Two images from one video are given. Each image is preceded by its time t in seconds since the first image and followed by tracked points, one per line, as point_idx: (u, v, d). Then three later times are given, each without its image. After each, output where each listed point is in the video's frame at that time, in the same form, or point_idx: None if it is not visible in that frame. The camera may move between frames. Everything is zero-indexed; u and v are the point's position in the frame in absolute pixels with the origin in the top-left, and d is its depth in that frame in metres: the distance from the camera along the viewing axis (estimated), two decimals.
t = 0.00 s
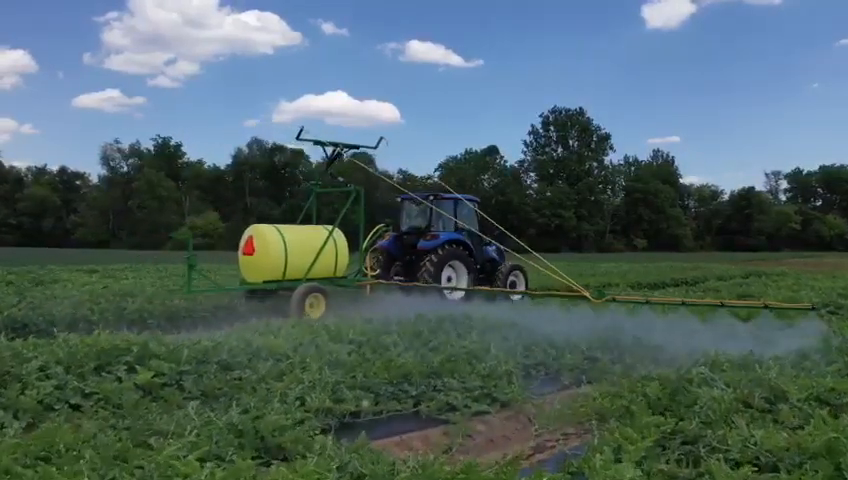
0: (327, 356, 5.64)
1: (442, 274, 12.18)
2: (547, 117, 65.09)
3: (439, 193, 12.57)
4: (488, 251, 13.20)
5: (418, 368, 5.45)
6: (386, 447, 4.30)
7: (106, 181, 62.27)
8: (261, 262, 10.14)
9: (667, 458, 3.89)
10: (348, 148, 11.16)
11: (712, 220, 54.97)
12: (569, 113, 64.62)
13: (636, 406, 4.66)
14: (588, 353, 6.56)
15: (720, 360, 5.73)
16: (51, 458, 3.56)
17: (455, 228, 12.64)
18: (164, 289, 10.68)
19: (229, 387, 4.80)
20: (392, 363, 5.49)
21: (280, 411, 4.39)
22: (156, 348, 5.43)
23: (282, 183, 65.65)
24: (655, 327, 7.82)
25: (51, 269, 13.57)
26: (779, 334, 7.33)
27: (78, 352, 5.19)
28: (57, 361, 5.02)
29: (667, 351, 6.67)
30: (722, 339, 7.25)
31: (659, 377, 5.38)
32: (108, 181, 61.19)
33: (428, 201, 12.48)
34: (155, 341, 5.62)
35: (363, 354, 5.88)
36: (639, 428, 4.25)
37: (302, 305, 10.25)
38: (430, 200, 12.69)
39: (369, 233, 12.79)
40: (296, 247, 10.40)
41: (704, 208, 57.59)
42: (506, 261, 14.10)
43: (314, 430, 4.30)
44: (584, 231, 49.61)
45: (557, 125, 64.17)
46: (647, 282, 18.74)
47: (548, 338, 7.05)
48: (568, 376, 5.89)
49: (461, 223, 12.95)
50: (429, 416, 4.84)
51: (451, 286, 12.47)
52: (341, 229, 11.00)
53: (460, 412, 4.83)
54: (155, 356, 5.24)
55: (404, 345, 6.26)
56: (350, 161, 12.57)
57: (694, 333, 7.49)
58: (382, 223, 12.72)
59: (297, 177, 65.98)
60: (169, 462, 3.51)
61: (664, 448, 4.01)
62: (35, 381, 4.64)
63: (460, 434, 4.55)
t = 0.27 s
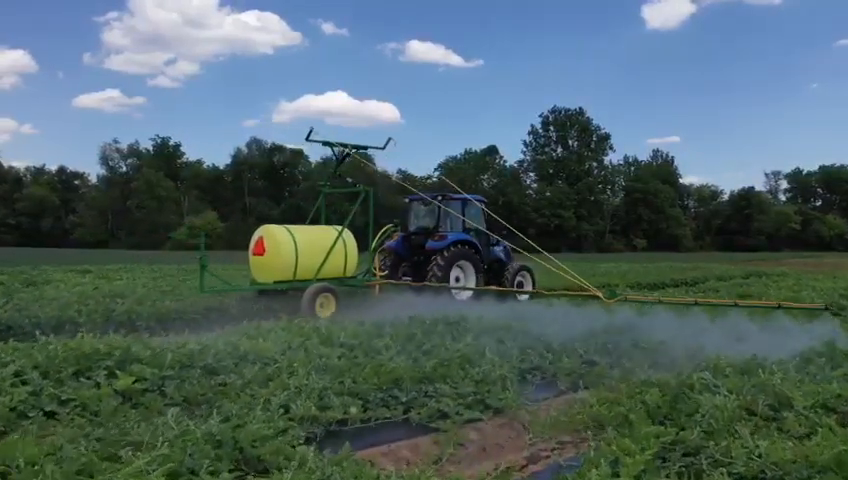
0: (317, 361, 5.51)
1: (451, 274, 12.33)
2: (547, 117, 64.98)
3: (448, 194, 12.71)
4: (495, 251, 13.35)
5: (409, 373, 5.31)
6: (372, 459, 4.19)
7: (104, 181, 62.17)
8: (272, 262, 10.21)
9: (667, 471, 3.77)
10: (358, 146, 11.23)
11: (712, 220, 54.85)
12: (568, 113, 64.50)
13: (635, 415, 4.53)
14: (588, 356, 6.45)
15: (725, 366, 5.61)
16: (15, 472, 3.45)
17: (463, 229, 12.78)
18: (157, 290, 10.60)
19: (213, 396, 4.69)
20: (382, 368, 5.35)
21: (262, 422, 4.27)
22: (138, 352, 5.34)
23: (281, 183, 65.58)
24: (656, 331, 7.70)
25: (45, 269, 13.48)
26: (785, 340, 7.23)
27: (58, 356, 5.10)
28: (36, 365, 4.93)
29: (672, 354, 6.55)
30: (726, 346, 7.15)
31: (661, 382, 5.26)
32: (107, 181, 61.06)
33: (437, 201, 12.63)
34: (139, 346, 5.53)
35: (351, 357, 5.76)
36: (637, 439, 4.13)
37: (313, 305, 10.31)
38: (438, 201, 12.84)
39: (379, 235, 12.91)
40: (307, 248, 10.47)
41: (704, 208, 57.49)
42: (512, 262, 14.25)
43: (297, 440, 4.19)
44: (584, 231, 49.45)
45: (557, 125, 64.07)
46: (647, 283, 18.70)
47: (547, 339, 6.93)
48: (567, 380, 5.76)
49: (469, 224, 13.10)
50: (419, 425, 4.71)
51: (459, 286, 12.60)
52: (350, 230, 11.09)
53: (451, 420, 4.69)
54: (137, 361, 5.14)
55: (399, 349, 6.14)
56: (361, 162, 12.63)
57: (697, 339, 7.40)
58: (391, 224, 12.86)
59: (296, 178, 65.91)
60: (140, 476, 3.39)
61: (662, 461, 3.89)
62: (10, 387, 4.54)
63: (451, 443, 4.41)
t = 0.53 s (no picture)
0: (303, 366, 5.39)
1: (455, 273, 12.35)
2: (543, 117, 64.94)
3: (452, 195, 12.73)
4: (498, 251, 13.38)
5: (396, 378, 5.20)
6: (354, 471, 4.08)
7: (98, 180, 61.91)
8: (280, 262, 10.39)
9: None
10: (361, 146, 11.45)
11: (707, 220, 54.82)
12: (564, 113, 64.45)
13: (630, 424, 4.42)
14: (582, 360, 6.33)
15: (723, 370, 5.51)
16: None
17: (467, 229, 12.81)
18: (145, 290, 10.48)
19: (191, 404, 4.59)
20: (368, 374, 5.24)
21: (240, 432, 4.15)
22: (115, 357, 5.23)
23: (276, 183, 65.43)
24: (653, 332, 7.60)
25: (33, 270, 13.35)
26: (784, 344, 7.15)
27: (32, 360, 5.00)
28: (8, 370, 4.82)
29: (668, 357, 6.45)
30: (724, 349, 7.06)
31: (657, 388, 5.14)
32: (101, 181, 60.79)
33: (440, 201, 12.67)
34: (117, 349, 5.43)
35: (337, 361, 5.63)
36: (630, 450, 4.01)
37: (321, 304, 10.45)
38: (442, 201, 12.86)
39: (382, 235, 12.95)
40: (314, 248, 10.65)
41: (699, 208, 57.49)
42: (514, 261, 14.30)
43: (275, 450, 4.08)
44: (580, 231, 49.37)
45: (552, 125, 64.03)
46: (643, 283, 18.67)
47: (540, 341, 6.81)
48: (558, 385, 5.64)
49: (473, 224, 13.12)
50: (405, 433, 4.60)
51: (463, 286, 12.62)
52: (356, 231, 11.27)
53: (438, 429, 4.57)
54: (113, 367, 5.04)
55: (388, 352, 6.03)
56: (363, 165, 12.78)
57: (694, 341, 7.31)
58: (395, 225, 12.90)
59: (292, 177, 65.75)
60: None
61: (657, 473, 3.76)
62: None
63: (437, 453, 4.29)
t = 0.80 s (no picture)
0: (282, 370, 5.26)
1: (456, 274, 12.41)
2: (533, 117, 64.97)
3: (452, 196, 12.76)
4: (497, 252, 13.43)
5: (377, 384, 5.06)
6: None
7: (86, 180, 61.43)
8: (282, 262, 10.42)
9: None
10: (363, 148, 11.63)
11: (697, 220, 55.03)
12: (554, 113, 64.49)
13: (618, 433, 4.30)
14: (570, 363, 6.21)
15: (715, 375, 5.40)
16: None
17: (467, 230, 12.83)
18: (125, 291, 10.34)
19: (161, 413, 4.46)
20: (348, 379, 5.10)
21: (209, 444, 4.01)
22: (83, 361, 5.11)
23: (266, 183, 65.17)
24: (644, 334, 7.50)
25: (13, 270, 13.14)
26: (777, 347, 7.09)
27: None
28: None
29: (658, 361, 6.34)
30: (717, 352, 6.97)
31: (647, 394, 5.02)
32: (88, 181, 60.32)
33: (441, 202, 12.69)
34: (85, 354, 5.30)
35: (318, 366, 5.50)
36: (619, 461, 3.89)
37: (322, 305, 10.48)
38: (442, 202, 12.89)
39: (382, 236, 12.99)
40: (315, 248, 10.68)
41: (689, 208, 57.66)
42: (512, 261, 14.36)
43: (248, 462, 3.95)
44: (570, 231, 49.38)
45: (543, 125, 64.12)
46: (633, 282, 18.66)
47: (528, 344, 6.68)
48: (545, 390, 5.52)
49: (473, 225, 13.18)
50: (384, 442, 4.47)
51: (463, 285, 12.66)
52: (356, 231, 11.32)
53: (418, 438, 4.44)
54: (80, 372, 4.91)
55: (372, 356, 5.90)
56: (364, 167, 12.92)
57: (686, 344, 7.21)
58: (395, 225, 12.93)
59: (282, 177, 65.49)
60: None
61: None
62: None
63: (418, 465, 4.16)
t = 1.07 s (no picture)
0: (259, 376, 5.13)
1: (455, 274, 12.44)
2: (523, 117, 64.98)
3: (452, 196, 12.74)
4: (496, 252, 13.48)
5: (356, 391, 4.94)
6: None
7: (74, 179, 60.87)
8: (282, 262, 10.47)
9: None
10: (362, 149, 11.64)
11: (686, 220, 55.20)
12: (545, 113, 64.50)
13: (606, 443, 4.19)
14: (557, 367, 6.10)
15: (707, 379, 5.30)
16: None
17: (466, 230, 12.85)
18: (105, 291, 10.19)
19: (127, 423, 4.34)
20: (326, 385, 4.96)
21: (176, 458, 3.88)
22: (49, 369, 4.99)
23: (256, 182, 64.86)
24: (635, 335, 7.40)
25: None
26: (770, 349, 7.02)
27: None
28: None
29: (647, 364, 6.23)
30: (709, 354, 6.88)
31: (636, 400, 4.91)
32: (76, 180, 59.82)
33: (441, 203, 12.69)
34: (53, 360, 5.18)
35: (296, 371, 5.36)
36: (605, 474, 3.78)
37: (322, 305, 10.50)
38: (441, 202, 12.88)
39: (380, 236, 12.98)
40: (315, 248, 10.72)
41: (678, 209, 57.79)
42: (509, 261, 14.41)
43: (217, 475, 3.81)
44: (560, 231, 49.37)
45: (533, 125, 64.16)
46: (623, 283, 18.63)
47: (514, 347, 6.57)
48: (531, 396, 5.41)
49: (471, 225, 13.20)
50: (362, 452, 4.34)
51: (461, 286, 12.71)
52: (356, 231, 11.37)
53: (398, 447, 4.30)
54: (45, 380, 4.79)
55: (353, 360, 5.77)
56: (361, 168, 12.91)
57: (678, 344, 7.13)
58: (394, 225, 12.92)
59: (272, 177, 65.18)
60: None
61: None
62: None
63: (396, 476, 4.03)
